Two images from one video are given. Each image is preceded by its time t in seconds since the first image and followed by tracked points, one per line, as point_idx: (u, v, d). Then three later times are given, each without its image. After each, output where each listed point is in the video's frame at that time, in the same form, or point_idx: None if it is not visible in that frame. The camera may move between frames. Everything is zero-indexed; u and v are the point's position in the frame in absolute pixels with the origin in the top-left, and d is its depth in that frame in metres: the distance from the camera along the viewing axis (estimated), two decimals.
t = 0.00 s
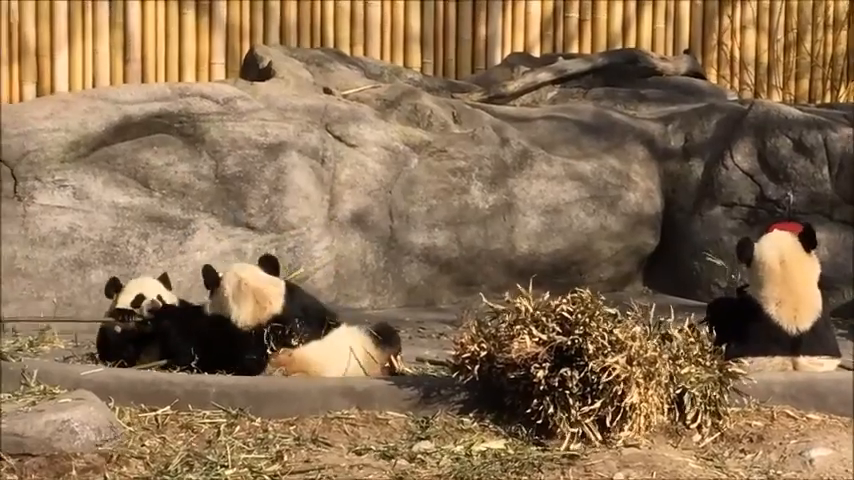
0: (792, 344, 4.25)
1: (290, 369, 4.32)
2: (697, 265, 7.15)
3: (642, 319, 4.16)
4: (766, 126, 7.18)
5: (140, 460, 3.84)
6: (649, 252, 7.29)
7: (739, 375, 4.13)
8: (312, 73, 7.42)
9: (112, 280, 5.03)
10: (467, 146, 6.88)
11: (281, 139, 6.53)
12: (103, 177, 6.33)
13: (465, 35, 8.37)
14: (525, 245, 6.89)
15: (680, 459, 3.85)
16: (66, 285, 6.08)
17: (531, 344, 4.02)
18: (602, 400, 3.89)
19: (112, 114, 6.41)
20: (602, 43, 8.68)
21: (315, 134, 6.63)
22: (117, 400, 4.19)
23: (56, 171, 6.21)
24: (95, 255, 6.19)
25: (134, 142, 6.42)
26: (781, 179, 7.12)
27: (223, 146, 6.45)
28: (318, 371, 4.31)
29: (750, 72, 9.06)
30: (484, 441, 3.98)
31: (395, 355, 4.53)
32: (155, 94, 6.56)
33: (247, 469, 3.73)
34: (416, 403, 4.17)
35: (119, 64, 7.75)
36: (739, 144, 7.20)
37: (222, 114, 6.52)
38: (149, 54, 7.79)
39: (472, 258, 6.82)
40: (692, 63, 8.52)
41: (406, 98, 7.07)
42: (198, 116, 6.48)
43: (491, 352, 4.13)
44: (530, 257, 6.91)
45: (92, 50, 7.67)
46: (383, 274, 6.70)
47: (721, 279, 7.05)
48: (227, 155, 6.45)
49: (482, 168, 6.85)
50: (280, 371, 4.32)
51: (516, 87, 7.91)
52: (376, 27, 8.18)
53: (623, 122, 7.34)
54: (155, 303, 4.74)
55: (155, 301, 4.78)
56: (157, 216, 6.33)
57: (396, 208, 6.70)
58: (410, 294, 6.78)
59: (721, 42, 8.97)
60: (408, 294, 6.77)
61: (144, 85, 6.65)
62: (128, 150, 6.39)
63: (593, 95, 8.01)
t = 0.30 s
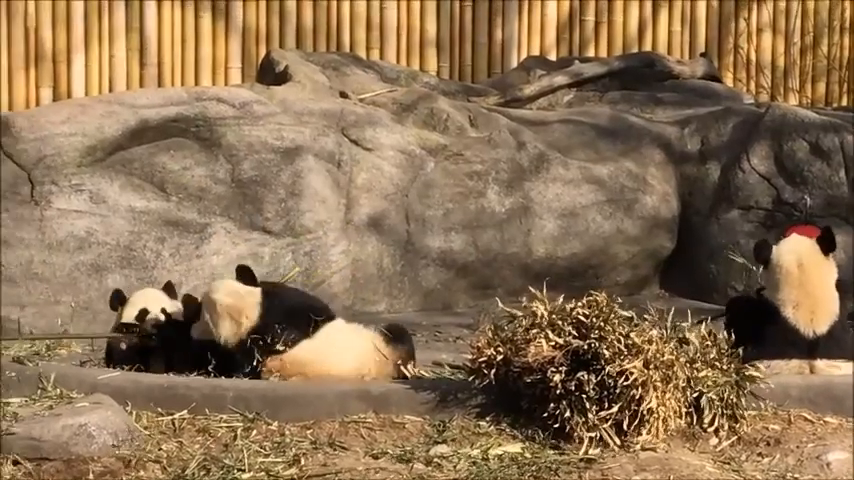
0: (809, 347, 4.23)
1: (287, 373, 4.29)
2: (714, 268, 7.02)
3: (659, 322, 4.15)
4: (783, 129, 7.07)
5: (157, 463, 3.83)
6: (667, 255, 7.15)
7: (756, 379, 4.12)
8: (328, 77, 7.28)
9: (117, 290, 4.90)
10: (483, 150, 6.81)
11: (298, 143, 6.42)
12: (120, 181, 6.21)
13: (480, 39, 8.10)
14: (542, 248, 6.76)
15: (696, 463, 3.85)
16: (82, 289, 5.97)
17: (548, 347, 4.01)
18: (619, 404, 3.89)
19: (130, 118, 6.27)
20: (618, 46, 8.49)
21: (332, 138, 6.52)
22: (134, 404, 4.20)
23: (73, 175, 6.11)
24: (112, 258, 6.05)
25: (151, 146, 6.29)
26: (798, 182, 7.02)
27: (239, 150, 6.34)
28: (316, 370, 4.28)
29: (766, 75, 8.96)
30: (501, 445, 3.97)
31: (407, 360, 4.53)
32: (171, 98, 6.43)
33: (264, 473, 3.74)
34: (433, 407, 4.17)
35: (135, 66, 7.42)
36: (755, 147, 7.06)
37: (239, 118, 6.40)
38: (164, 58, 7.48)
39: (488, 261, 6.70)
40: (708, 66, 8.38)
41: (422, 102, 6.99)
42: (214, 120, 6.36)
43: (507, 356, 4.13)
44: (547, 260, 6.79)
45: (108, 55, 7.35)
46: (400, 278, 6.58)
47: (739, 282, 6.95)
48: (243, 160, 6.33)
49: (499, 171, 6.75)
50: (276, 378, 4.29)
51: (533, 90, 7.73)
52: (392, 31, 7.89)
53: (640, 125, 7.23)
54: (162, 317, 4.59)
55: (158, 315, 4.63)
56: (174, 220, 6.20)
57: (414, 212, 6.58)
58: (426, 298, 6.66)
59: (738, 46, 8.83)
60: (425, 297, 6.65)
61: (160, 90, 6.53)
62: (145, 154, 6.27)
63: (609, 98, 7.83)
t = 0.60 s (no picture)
0: (828, 349, 4.23)
1: (303, 376, 4.30)
2: (732, 270, 7.04)
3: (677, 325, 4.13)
4: (801, 131, 7.01)
5: (175, 466, 3.82)
6: (686, 257, 7.15)
7: (775, 382, 4.10)
8: (346, 79, 7.23)
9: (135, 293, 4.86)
10: (501, 152, 6.79)
11: (316, 147, 6.37)
12: (139, 184, 6.20)
13: (498, 41, 8.03)
14: (560, 251, 6.77)
15: (715, 466, 3.85)
16: (100, 292, 5.97)
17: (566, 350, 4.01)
18: (638, 407, 3.89)
19: (148, 122, 6.26)
20: (636, 48, 8.36)
21: (350, 141, 6.48)
22: (152, 407, 4.21)
23: (91, 179, 6.10)
24: (130, 261, 6.04)
25: (168, 149, 6.28)
26: (816, 184, 6.96)
27: (257, 153, 6.32)
28: (333, 371, 4.30)
29: (784, 77, 8.83)
30: (519, 448, 3.97)
31: (425, 367, 4.52)
32: (190, 102, 6.43)
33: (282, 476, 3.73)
34: (451, 410, 4.17)
35: (153, 70, 7.34)
36: (773, 149, 7.02)
37: (257, 121, 6.37)
38: (184, 60, 7.42)
39: (506, 264, 6.70)
40: (726, 68, 8.21)
41: (440, 105, 6.94)
42: (232, 123, 6.33)
43: (525, 358, 4.11)
44: (564, 263, 6.79)
45: (126, 58, 7.26)
46: (418, 280, 6.58)
47: (757, 285, 6.94)
48: (262, 162, 6.31)
49: (516, 174, 6.75)
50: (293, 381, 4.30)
51: (551, 93, 7.64)
52: (410, 34, 7.83)
53: (658, 127, 7.20)
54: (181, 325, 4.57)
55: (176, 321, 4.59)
56: (192, 223, 6.18)
57: (432, 215, 6.57)
58: (444, 301, 6.66)
59: (756, 48, 8.74)
60: (443, 300, 6.65)
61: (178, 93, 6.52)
62: (162, 157, 6.26)
63: (627, 100, 7.76)
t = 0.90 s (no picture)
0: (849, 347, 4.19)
1: (326, 370, 4.31)
2: (753, 267, 7.03)
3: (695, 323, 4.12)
4: (820, 128, 6.94)
5: (194, 463, 3.83)
6: (705, 254, 7.15)
7: (795, 378, 4.13)
8: (365, 76, 7.23)
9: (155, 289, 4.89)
10: (520, 149, 6.78)
11: (334, 143, 6.39)
12: (158, 180, 6.18)
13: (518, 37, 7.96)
14: (579, 248, 6.77)
15: (734, 463, 3.84)
16: (120, 289, 5.95)
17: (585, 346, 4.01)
18: (658, 404, 3.88)
19: (167, 118, 6.23)
20: (655, 44, 8.25)
21: (368, 137, 6.49)
22: (171, 404, 4.22)
23: (110, 175, 6.07)
24: (149, 258, 6.02)
25: (188, 146, 6.28)
26: (835, 181, 6.91)
27: (276, 150, 6.32)
28: (355, 367, 4.30)
29: (804, 74, 8.60)
30: (538, 444, 3.97)
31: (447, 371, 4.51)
32: (208, 98, 6.38)
33: (301, 473, 3.74)
34: (470, 406, 4.16)
35: (172, 66, 7.28)
36: (793, 146, 6.96)
37: (276, 118, 6.37)
38: (202, 52, 7.35)
39: (525, 261, 6.71)
40: (745, 64, 8.10)
41: (459, 101, 6.94)
42: (252, 120, 6.33)
43: (544, 355, 4.12)
44: (583, 260, 6.79)
45: (145, 55, 7.21)
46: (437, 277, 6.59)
47: (776, 282, 6.93)
48: (280, 159, 6.32)
49: (535, 171, 6.75)
50: (315, 375, 4.32)
51: (569, 89, 7.61)
52: (428, 30, 7.77)
53: (676, 123, 7.14)
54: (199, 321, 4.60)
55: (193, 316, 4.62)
56: (211, 220, 6.18)
57: (450, 211, 6.59)
58: (463, 297, 6.69)
59: (775, 44, 8.53)
60: (462, 296, 6.68)
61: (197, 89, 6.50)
62: (181, 154, 6.25)
63: (647, 97, 7.73)
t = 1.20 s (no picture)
0: None
1: (346, 365, 4.31)
2: (767, 259, 7.00)
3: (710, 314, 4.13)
4: (836, 119, 6.94)
5: (209, 454, 3.84)
6: (720, 246, 7.13)
7: (810, 370, 4.11)
8: (380, 68, 7.18)
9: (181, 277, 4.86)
10: (535, 141, 6.79)
11: (350, 134, 6.39)
12: (173, 171, 6.21)
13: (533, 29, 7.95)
14: (593, 240, 6.76)
15: (749, 455, 3.85)
16: (134, 279, 5.99)
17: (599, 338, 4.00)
18: (673, 398, 3.87)
19: (182, 108, 6.24)
20: (670, 38, 8.24)
21: (384, 128, 6.49)
22: (185, 394, 4.22)
23: (125, 165, 6.11)
24: (164, 249, 6.06)
25: (203, 137, 6.29)
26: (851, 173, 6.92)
27: (291, 141, 6.33)
28: (375, 364, 4.32)
29: (819, 66, 8.61)
30: (553, 436, 3.97)
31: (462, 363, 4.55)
32: (224, 89, 6.39)
33: (315, 464, 3.73)
34: (484, 397, 4.17)
35: (187, 58, 7.34)
36: (808, 138, 6.96)
37: (291, 109, 6.39)
38: (216, 45, 7.39)
39: (540, 252, 6.70)
40: (761, 57, 8.10)
41: (474, 93, 6.91)
42: (267, 111, 6.35)
43: (559, 347, 4.13)
44: (598, 251, 6.78)
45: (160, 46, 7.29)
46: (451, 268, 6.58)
47: (791, 274, 6.91)
48: (295, 150, 6.33)
49: (550, 162, 6.75)
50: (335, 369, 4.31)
51: (584, 81, 7.61)
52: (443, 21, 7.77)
53: (692, 115, 7.16)
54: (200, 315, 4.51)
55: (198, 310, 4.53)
56: (226, 211, 6.19)
57: (466, 203, 6.57)
58: (478, 289, 6.67)
59: (791, 36, 8.50)
60: (477, 288, 6.66)
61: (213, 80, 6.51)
62: (196, 145, 6.27)
63: (662, 89, 7.71)
